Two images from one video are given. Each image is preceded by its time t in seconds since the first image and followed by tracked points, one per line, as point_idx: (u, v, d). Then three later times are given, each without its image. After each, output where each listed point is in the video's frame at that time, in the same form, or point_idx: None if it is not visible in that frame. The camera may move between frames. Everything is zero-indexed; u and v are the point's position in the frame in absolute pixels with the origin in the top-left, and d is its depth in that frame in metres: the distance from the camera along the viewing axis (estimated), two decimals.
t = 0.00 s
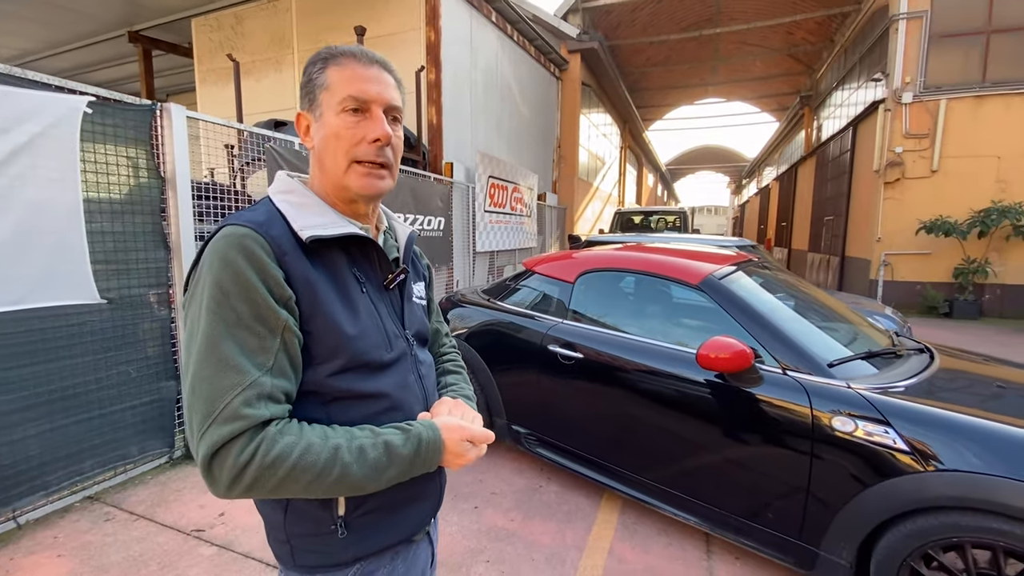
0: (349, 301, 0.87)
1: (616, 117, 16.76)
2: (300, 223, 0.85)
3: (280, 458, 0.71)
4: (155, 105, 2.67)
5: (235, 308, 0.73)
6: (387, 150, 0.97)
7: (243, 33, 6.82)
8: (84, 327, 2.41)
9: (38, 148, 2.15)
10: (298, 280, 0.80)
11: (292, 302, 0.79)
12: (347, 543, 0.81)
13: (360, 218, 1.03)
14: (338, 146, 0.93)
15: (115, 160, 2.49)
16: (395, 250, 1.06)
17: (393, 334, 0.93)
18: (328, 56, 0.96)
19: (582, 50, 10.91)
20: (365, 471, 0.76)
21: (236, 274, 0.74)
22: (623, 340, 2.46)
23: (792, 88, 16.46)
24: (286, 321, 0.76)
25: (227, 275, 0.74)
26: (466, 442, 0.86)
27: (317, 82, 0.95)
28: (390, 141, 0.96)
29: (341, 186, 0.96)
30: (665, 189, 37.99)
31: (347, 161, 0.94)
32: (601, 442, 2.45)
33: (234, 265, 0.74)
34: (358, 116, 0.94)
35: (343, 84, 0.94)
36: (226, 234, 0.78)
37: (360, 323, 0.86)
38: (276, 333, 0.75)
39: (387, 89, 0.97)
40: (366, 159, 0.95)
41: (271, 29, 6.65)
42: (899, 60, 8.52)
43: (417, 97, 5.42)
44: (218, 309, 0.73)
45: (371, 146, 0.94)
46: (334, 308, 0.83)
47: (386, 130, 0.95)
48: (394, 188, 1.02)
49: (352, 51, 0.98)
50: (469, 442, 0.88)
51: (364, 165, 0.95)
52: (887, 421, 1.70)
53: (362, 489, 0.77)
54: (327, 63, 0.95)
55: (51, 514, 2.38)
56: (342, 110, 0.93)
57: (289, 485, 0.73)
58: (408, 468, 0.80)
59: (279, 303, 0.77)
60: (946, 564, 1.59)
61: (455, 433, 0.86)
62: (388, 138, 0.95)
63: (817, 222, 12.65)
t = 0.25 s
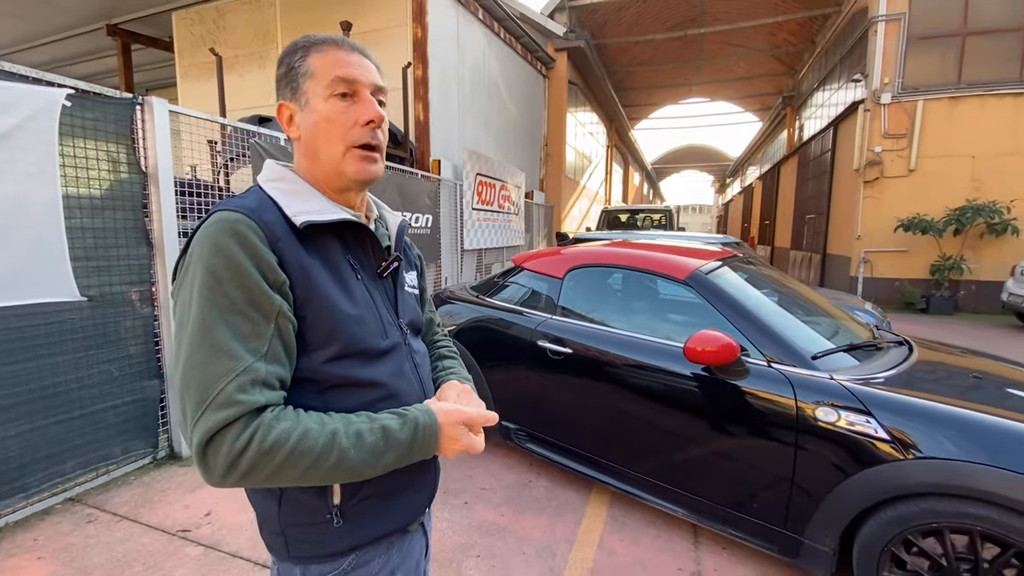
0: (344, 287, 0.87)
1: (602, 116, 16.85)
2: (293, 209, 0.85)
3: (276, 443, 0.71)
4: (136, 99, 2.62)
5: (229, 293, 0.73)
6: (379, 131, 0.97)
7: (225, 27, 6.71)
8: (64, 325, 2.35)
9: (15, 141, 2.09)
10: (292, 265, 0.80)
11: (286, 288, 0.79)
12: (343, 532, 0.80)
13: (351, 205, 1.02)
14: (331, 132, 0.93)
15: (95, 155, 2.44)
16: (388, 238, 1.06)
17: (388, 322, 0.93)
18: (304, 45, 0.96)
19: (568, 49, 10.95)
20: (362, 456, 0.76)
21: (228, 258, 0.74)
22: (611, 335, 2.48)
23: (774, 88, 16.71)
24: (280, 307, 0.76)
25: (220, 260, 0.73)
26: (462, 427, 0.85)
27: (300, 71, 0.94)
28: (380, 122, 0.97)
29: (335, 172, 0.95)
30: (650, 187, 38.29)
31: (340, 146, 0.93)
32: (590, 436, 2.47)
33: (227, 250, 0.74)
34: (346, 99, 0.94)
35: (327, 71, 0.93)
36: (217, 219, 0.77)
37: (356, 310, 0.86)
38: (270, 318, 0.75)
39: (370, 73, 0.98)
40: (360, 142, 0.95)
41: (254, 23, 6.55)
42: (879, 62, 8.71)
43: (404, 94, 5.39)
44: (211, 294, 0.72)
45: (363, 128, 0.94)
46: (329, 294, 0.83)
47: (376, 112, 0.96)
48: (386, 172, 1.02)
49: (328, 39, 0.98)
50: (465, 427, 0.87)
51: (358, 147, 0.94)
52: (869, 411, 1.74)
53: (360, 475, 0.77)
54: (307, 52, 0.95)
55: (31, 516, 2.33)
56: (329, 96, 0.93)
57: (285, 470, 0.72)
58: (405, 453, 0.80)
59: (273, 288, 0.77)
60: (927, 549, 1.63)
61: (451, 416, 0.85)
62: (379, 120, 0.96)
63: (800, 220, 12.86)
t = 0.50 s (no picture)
0: (327, 278, 0.87)
1: (590, 115, 16.92)
2: (272, 201, 0.85)
3: (259, 436, 0.70)
4: (117, 93, 2.58)
5: (208, 288, 0.72)
6: (395, 148, 1.00)
7: (209, 23, 6.62)
8: (43, 325, 2.31)
9: None
10: (272, 256, 0.80)
11: (267, 280, 0.78)
12: (333, 521, 0.80)
13: (337, 204, 1.01)
14: (357, 140, 0.92)
15: (75, 150, 2.40)
16: (368, 230, 1.06)
17: (371, 312, 0.93)
18: (335, 41, 0.92)
19: (556, 48, 10.98)
20: (348, 444, 0.75)
21: (206, 253, 0.73)
22: (598, 331, 2.51)
23: (759, 88, 16.93)
24: (261, 299, 0.75)
25: (198, 255, 0.73)
26: (449, 410, 0.83)
27: (332, 68, 0.91)
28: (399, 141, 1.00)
29: (348, 176, 0.95)
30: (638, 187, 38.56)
31: (360, 155, 0.94)
32: (578, 431, 2.49)
33: (204, 245, 0.73)
34: (375, 112, 0.94)
35: (363, 78, 0.92)
36: (194, 213, 0.76)
37: (339, 300, 0.87)
38: (251, 311, 0.74)
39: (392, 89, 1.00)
40: (380, 155, 0.97)
41: (239, 19, 6.47)
42: (860, 63, 8.88)
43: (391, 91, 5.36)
44: (189, 290, 0.72)
45: (386, 144, 0.96)
46: (311, 284, 0.83)
47: (400, 131, 0.99)
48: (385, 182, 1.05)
49: (356, 41, 0.95)
50: (453, 407, 0.84)
51: (378, 160, 0.96)
52: (849, 402, 1.78)
53: (348, 464, 0.76)
54: (340, 51, 0.92)
55: (11, 518, 2.28)
56: (360, 103, 0.92)
57: (270, 463, 0.72)
58: (392, 440, 0.78)
59: (254, 281, 0.76)
60: (905, 536, 1.67)
61: (437, 398, 0.83)
62: (401, 139, 0.99)
63: (784, 219, 13.05)
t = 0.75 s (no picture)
0: (313, 276, 0.89)
1: (581, 115, 16.98)
2: (257, 201, 0.86)
3: (249, 432, 0.71)
4: (105, 91, 2.57)
5: (197, 289, 0.73)
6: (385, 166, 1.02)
7: (198, 21, 6.57)
8: (31, 324, 2.29)
9: None
10: (258, 257, 0.81)
11: (254, 280, 0.80)
12: (322, 510, 0.82)
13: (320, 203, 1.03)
14: (350, 158, 0.94)
15: (62, 148, 2.39)
16: (352, 228, 1.08)
17: (357, 309, 0.95)
18: (348, 58, 0.92)
19: (548, 48, 11.01)
20: (335, 437, 0.77)
21: (195, 255, 0.74)
22: (587, 328, 2.54)
23: (749, 89, 17.09)
24: (248, 299, 0.77)
25: (185, 257, 0.74)
26: (434, 399, 0.85)
27: (339, 85, 0.91)
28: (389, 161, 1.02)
29: (334, 187, 0.97)
30: (629, 186, 38.71)
31: (352, 171, 0.96)
32: (568, 427, 2.52)
33: (191, 246, 0.75)
34: (373, 132, 0.96)
35: (366, 99, 0.93)
36: (180, 215, 0.77)
37: (325, 297, 0.88)
38: (239, 311, 0.76)
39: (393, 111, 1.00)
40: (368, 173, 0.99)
41: (229, 17, 6.43)
42: (847, 65, 9.01)
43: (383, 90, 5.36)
44: (177, 291, 0.73)
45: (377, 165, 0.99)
46: (297, 282, 0.84)
47: (393, 153, 1.01)
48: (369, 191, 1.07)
49: (367, 63, 0.96)
50: (438, 397, 0.86)
51: (366, 178, 0.99)
52: (831, 397, 1.82)
53: (337, 456, 0.78)
54: (351, 70, 0.92)
55: None
56: (361, 124, 0.93)
57: (261, 459, 0.73)
58: (380, 432, 0.80)
59: (241, 282, 0.77)
60: (885, 527, 1.71)
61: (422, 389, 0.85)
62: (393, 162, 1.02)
63: (773, 219, 13.19)
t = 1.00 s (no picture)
0: (304, 269, 0.93)
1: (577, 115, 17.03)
2: (250, 198, 0.90)
3: (247, 416, 0.75)
4: (100, 90, 2.59)
5: (195, 282, 0.77)
6: (358, 145, 1.02)
7: (192, 20, 6.58)
8: (28, 321, 2.32)
9: None
10: (253, 251, 0.85)
11: (250, 273, 0.83)
12: (314, 491, 0.86)
13: (307, 195, 1.06)
14: (317, 139, 0.96)
15: (58, 148, 2.41)
16: (342, 223, 1.12)
17: (348, 301, 0.99)
18: (301, 42, 0.95)
19: (543, 48, 11.04)
20: (331, 418, 0.80)
21: (192, 249, 0.78)
22: (577, 325, 2.58)
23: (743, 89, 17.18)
24: (244, 292, 0.80)
25: (183, 251, 0.78)
26: (423, 382, 0.88)
27: (295, 69, 0.94)
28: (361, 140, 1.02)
29: (311, 172, 0.99)
30: (625, 186, 38.79)
31: (323, 152, 0.97)
32: (559, 421, 2.57)
33: (189, 241, 0.78)
34: (337, 113, 0.97)
35: (322, 78, 0.95)
36: (178, 213, 0.81)
37: (316, 289, 0.92)
38: (235, 302, 0.79)
39: (356, 89, 1.01)
40: (340, 153, 0.99)
41: (223, 17, 6.44)
42: (839, 65, 9.10)
43: (378, 90, 5.40)
44: (176, 284, 0.76)
45: (348, 143, 0.99)
46: (290, 275, 0.88)
47: (364, 131, 1.01)
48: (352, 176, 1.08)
49: (321, 43, 0.98)
50: (427, 380, 0.89)
51: (340, 158, 1.00)
52: (812, 389, 1.88)
53: (333, 437, 0.82)
54: (303, 52, 0.95)
55: None
56: (321, 104, 0.95)
57: (260, 441, 0.77)
58: (373, 414, 0.84)
59: (238, 275, 0.81)
60: (864, 515, 1.76)
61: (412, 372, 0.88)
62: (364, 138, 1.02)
63: (767, 218, 13.29)
